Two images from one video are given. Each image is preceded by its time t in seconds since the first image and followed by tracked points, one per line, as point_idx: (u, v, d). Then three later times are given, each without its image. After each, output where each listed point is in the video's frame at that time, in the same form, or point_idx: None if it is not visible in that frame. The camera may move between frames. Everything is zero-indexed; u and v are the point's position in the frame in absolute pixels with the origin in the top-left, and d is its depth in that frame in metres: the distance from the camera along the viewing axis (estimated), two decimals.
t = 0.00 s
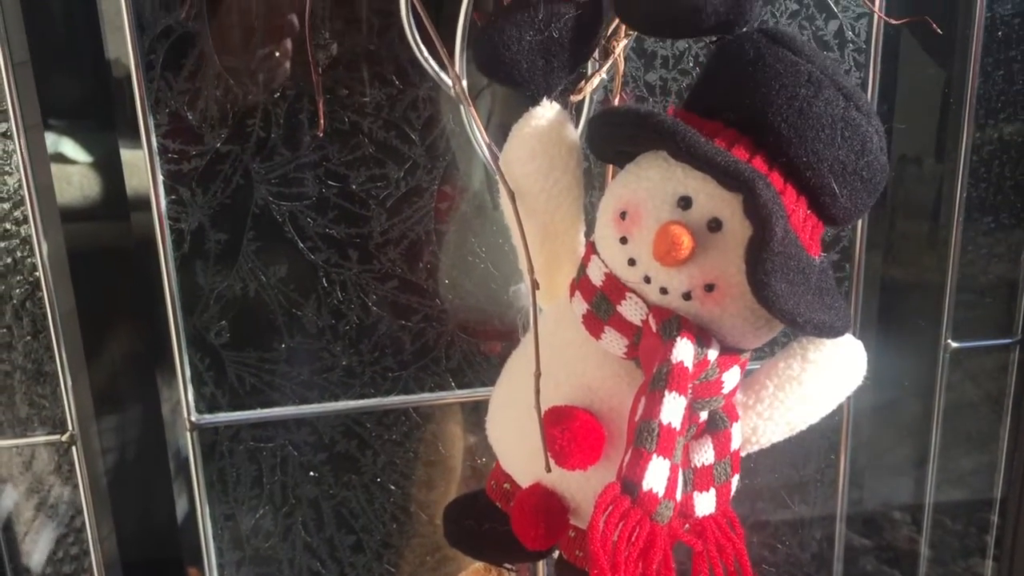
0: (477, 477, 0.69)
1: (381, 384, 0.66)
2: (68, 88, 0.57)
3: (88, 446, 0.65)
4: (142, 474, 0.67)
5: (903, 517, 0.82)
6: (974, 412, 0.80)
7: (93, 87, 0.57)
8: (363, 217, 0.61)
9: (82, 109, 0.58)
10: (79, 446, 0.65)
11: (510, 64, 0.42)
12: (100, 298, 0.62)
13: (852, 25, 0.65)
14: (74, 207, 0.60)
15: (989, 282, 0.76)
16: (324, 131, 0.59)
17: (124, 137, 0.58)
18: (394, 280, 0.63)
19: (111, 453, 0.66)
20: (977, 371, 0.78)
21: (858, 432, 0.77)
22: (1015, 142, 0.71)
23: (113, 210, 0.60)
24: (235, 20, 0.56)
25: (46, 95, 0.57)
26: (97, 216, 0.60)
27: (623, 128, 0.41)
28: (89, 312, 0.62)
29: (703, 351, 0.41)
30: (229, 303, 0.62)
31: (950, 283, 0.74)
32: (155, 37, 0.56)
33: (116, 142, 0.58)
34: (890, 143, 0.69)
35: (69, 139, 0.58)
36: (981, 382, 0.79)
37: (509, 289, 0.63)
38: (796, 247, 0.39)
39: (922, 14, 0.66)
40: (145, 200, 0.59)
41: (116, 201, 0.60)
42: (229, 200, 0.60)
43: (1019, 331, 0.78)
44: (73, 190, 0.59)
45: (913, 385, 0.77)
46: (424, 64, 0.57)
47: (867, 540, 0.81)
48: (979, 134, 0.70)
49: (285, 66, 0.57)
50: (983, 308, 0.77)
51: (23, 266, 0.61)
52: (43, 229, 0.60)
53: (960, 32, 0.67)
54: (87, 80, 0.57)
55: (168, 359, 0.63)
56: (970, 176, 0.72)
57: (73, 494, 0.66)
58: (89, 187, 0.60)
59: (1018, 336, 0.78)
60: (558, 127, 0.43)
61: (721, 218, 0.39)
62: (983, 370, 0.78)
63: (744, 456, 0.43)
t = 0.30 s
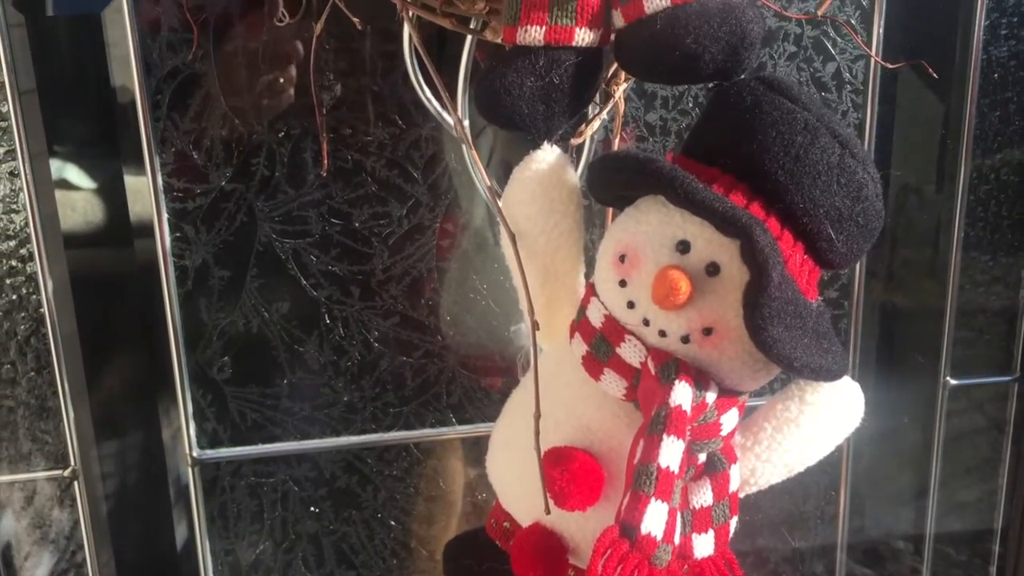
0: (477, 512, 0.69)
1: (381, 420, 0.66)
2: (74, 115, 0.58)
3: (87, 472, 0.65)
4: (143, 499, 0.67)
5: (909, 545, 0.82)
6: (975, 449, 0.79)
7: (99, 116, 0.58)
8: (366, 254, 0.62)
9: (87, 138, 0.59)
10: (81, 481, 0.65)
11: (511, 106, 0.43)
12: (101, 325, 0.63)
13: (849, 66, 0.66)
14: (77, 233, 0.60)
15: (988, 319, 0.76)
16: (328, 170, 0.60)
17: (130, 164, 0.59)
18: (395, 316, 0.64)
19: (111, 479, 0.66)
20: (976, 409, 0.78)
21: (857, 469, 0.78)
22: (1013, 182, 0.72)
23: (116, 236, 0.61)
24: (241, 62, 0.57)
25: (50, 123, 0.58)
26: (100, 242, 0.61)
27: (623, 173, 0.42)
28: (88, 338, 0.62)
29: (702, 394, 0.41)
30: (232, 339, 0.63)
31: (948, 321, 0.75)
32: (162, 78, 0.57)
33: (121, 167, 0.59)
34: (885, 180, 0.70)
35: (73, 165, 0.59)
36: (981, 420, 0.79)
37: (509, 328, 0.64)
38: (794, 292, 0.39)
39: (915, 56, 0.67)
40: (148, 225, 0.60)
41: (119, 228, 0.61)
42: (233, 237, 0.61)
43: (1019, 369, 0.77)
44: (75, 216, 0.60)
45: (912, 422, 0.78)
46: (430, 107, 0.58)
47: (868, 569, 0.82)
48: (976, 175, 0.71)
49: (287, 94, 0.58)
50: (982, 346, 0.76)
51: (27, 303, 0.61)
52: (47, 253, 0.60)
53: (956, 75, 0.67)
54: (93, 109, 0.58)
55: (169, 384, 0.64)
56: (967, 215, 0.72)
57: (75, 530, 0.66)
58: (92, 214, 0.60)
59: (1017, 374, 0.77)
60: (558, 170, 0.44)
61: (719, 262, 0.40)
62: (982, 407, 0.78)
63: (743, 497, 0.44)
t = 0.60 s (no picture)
0: (477, 540, 0.70)
1: (381, 448, 0.67)
2: (79, 137, 0.58)
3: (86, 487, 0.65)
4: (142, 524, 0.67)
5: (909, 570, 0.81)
6: (975, 476, 0.79)
7: (103, 139, 0.59)
8: (366, 281, 0.63)
9: (91, 160, 0.59)
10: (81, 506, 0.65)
11: (511, 140, 0.43)
12: (101, 345, 0.63)
13: (845, 98, 0.67)
14: (80, 252, 0.61)
15: (983, 349, 0.76)
16: (330, 199, 0.61)
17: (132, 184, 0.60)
18: (395, 344, 0.65)
19: (110, 498, 0.66)
20: (973, 437, 0.78)
21: (856, 498, 0.79)
22: (1009, 213, 0.72)
23: (118, 256, 0.61)
24: (245, 92, 0.58)
25: (54, 145, 0.59)
26: (102, 261, 0.61)
27: (620, 207, 0.42)
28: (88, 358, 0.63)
29: (698, 426, 0.41)
30: (231, 366, 0.64)
31: (945, 349, 0.75)
32: (165, 108, 0.58)
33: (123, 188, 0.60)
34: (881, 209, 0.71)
35: (76, 185, 0.60)
36: (979, 449, 0.79)
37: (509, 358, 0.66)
38: (789, 326, 0.40)
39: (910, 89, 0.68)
40: (150, 246, 0.61)
41: (121, 248, 0.61)
42: (234, 266, 0.62)
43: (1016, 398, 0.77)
44: (79, 236, 0.61)
45: (911, 451, 0.78)
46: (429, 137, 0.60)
47: None
48: (973, 204, 0.72)
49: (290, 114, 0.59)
50: (978, 374, 0.77)
51: (30, 331, 0.62)
52: (48, 276, 0.61)
53: (952, 106, 0.68)
54: (98, 130, 0.58)
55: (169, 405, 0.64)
56: (964, 245, 0.73)
57: (73, 558, 0.67)
58: (95, 233, 0.61)
59: (1014, 404, 0.77)
60: (557, 203, 0.44)
61: (716, 296, 0.40)
62: (980, 434, 0.78)
63: (740, 528, 0.44)
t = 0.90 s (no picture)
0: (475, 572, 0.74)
1: (381, 480, 0.71)
2: (84, 164, 0.62)
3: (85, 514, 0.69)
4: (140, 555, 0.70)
5: None
6: (973, 509, 0.81)
7: (107, 169, 0.62)
8: (366, 315, 0.67)
9: (96, 191, 0.63)
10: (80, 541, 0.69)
11: (510, 181, 0.44)
12: (104, 369, 0.66)
13: (842, 136, 0.70)
14: (83, 277, 0.65)
15: (981, 384, 0.78)
16: (331, 235, 0.65)
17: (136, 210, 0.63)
18: (395, 378, 0.69)
19: (109, 522, 0.69)
20: (972, 472, 0.80)
21: (855, 526, 0.80)
22: (1002, 250, 0.75)
23: (118, 281, 0.65)
24: (247, 131, 0.62)
25: (60, 175, 0.62)
26: (106, 284, 0.65)
27: (618, 247, 0.43)
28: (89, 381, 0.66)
29: (695, 466, 0.42)
30: (233, 400, 0.68)
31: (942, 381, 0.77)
32: (170, 145, 0.62)
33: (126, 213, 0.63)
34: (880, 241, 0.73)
35: (79, 211, 0.63)
36: (977, 482, 0.81)
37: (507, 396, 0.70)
38: (784, 365, 0.40)
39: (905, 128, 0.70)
40: (151, 271, 0.64)
41: (122, 271, 0.65)
42: (236, 299, 0.66)
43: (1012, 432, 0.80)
44: (82, 260, 0.64)
45: (908, 485, 0.80)
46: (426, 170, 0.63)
47: None
48: (968, 241, 0.74)
49: (293, 138, 0.63)
50: (976, 409, 0.79)
51: (33, 365, 0.66)
52: (51, 305, 0.65)
53: (947, 142, 0.71)
54: (100, 159, 0.62)
55: (168, 429, 0.68)
56: (959, 283, 0.75)
57: None
58: (97, 258, 0.64)
59: (1011, 438, 0.80)
60: (556, 243, 0.45)
61: (712, 336, 0.41)
62: (978, 469, 0.80)
63: (737, 567, 0.44)
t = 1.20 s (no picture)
0: None
1: (381, 506, 0.77)
2: (87, 188, 0.68)
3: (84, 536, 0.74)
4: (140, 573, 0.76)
5: None
6: (969, 533, 0.89)
7: (112, 192, 0.68)
8: (367, 341, 0.73)
9: (98, 216, 0.68)
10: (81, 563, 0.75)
11: (512, 213, 0.44)
12: (106, 387, 0.71)
13: (839, 165, 0.77)
14: (84, 297, 0.70)
15: (981, 413, 0.85)
16: (333, 261, 0.71)
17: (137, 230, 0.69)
18: (395, 405, 0.75)
19: (107, 540, 0.75)
20: (972, 497, 0.87)
21: (854, 550, 0.88)
22: (1000, 277, 0.82)
23: (117, 300, 0.70)
24: (250, 159, 0.68)
25: (63, 203, 0.68)
26: (109, 304, 0.70)
27: (617, 277, 0.43)
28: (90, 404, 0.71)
29: (693, 496, 0.42)
30: (233, 425, 0.73)
31: (943, 398, 0.84)
32: (173, 172, 0.68)
33: (127, 233, 0.69)
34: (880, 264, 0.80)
35: (80, 229, 0.69)
36: (977, 505, 0.88)
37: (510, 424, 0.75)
38: (781, 396, 0.40)
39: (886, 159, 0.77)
40: (152, 290, 0.70)
41: (122, 290, 0.70)
42: (238, 325, 0.72)
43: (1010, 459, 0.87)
44: (84, 277, 0.70)
45: (907, 510, 0.87)
46: (426, 198, 0.68)
47: None
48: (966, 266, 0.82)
49: (295, 156, 0.68)
50: (974, 438, 0.86)
51: (35, 391, 0.72)
52: (52, 326, 0.70)
53: (944, 167, 0.78)
54: (101, 181, 0.67)
55: (168, 449, 0.73)
56: (958, 307, 0.83)
57: None
58: (99, 277, 0.70)
59: (1009, 465, 0.87)
60: (555, 272, 0.45)
61: (710, 366, 0.41)
62: (978, 494, 0.87)
63: None
